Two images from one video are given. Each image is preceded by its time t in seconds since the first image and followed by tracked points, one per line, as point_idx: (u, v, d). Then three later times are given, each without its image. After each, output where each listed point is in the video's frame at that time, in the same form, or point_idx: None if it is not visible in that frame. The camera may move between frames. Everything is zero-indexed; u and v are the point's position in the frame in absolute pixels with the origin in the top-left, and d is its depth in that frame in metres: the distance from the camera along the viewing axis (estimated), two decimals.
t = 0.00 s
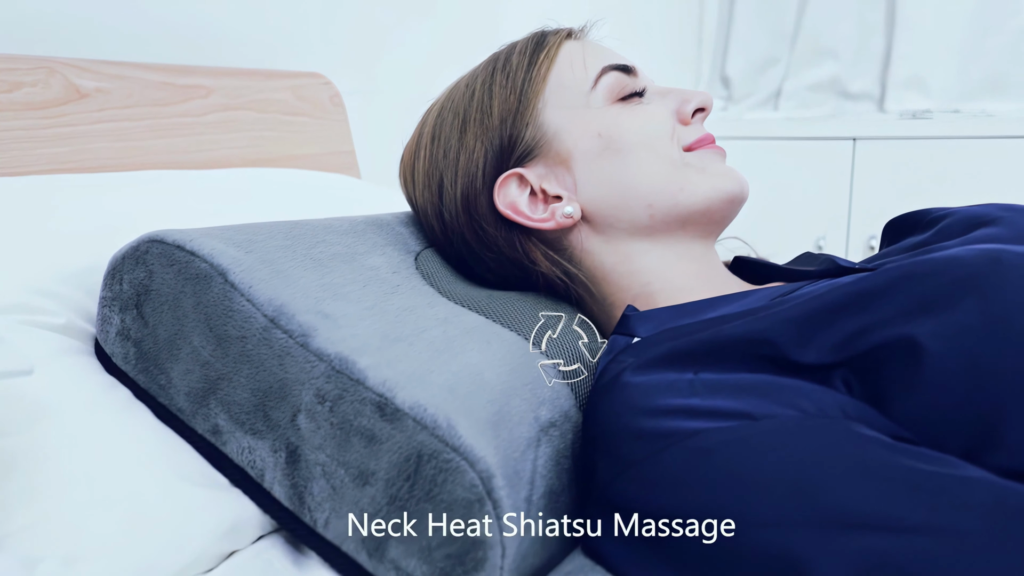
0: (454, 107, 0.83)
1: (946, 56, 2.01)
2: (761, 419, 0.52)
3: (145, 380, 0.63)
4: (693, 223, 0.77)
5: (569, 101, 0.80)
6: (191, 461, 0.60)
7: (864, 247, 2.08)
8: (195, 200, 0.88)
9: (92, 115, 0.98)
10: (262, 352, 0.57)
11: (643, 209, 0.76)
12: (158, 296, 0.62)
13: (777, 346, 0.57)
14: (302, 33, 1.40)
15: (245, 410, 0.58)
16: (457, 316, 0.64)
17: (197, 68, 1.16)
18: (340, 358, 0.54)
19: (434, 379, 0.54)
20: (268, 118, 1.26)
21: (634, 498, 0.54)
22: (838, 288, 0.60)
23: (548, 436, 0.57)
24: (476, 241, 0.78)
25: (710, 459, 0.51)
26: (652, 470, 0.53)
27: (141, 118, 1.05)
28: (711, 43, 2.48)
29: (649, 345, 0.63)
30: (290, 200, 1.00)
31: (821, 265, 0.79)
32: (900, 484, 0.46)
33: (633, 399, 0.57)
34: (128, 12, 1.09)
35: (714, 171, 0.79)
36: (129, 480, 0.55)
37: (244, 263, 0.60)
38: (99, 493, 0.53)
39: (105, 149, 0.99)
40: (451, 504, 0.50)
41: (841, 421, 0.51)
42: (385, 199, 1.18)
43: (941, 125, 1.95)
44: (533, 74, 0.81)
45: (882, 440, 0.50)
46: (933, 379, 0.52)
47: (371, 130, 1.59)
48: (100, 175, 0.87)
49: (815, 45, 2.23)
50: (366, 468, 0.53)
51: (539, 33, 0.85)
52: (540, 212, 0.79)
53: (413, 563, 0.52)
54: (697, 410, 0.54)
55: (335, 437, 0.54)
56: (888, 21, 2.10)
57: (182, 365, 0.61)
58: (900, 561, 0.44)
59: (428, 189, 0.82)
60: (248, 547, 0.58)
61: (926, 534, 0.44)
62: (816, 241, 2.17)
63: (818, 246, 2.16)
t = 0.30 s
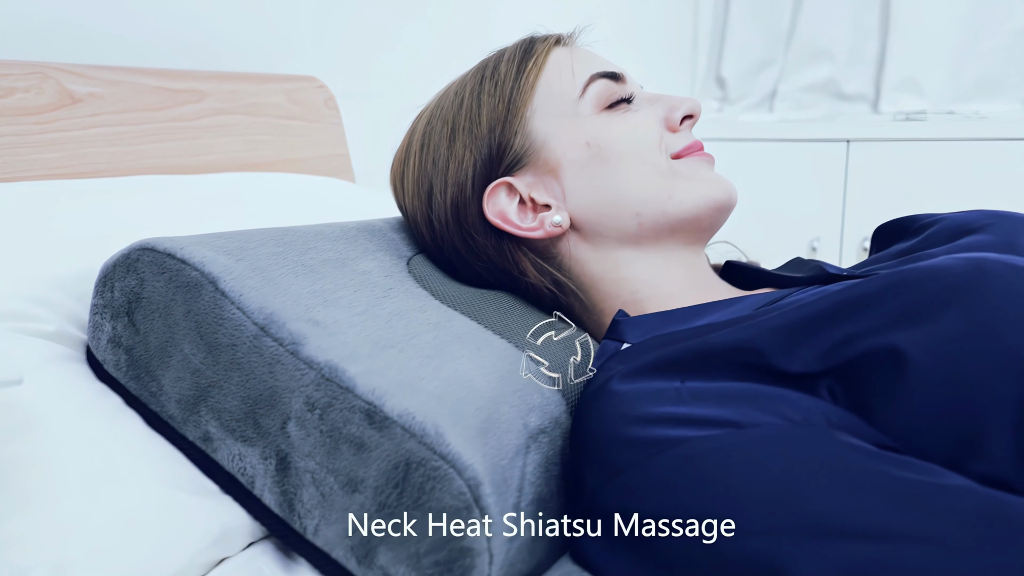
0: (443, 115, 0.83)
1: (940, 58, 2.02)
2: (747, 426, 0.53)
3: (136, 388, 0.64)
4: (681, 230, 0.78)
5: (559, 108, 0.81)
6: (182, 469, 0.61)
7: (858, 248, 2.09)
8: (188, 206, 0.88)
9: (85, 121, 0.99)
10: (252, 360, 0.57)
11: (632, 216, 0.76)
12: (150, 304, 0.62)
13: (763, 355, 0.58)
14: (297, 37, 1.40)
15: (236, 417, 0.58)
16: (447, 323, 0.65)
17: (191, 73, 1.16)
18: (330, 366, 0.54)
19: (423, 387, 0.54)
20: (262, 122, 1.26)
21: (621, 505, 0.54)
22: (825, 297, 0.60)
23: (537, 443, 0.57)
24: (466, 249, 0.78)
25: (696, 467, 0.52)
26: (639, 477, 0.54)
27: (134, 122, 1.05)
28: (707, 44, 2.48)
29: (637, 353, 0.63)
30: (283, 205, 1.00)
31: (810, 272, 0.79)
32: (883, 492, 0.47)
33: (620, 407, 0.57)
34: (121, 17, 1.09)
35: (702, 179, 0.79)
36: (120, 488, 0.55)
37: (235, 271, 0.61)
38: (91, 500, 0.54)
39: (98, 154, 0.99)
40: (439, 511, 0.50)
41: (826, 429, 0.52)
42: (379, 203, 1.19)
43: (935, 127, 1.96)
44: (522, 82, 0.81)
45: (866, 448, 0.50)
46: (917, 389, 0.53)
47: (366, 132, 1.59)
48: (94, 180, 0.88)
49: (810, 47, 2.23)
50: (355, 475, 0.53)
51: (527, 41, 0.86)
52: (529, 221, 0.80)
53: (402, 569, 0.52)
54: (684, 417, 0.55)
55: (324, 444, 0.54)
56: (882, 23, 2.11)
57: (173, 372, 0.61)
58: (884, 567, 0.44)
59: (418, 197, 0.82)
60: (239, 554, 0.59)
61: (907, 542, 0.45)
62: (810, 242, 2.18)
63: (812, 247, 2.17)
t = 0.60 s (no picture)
0: (440, 114, 0.83)
1: (934, 60, 2.03)
2: (734, 430, 0.53)
3: (127, 392, 0.64)
4: (674, 231, 0.78)
5: (552, 110, 0.81)
6: (173, 472, 0.61)
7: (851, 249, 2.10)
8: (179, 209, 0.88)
9: (77, 124, 0.99)
10: (242, 364, 0.57)
11: (625, 217, 0.77)
12: (140, 308, 0.62)
13: (751, 358, 0.58)
14: (289, 39, 1.40)
15: (225, 421, 0.59)
16: (438, 327, 0.65)
17: (183, 76, 1.16)
18: (319, 370, 0.55)
19: (412, 390, 0.54)
20: (255, 124, 1.26)
21: (610, 508, 0.55)
22: (813, 301, 0.61)
23: (527, 446, 0.58)
24: (459, 247, 0.80)
25: (683, 470, 0.52)
26: (628, 480, 0.54)
27: (127, 125, 1.05)
28: (701, 46, 2.49)
29: (627, 356, 0.63)
30: (276, 207, 1.00)
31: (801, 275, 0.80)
32: (869, 495, 0.47)
33: (609, 410, 0.57)
34: (114, 20, 1.09)
35: (695, 181, 0.79)
36: (110, 493, 0.55)
37: (225, 275, 0.61)
38: (80, 505, 0.54)
39: (90, 157, 0.99)
40: (428, 515, 0.50)
41: (813, 432, 0.52)
42: (372, 205, 1.19)
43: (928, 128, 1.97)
44: (518, 84, 0.81)
45: (853, 452, 0.51)
46: (904, 392, 0.54)
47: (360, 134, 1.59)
48: (85, 183, 0.87)
49: (804, 49, 2.24)
50: (345, 480, 0.53)
51: (523, 44, 0.86)
52: (523, 219, 0.80)
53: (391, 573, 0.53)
54: (672, 421, 0.55)
55: (314, 449, 0.55)
56: (876, 25, 2.12)
57: (164, 376, 0.61)
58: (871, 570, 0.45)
59: (413, 196, 0.82)
60: (228, 558, 0.59)
61: (893, 544, 0.45)
62: (804, 244, 2.18)
63: (806, 249, 2.17)
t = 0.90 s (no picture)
0: (430, 115, 0.83)
1: (927, 60, 2.03)
2: (720, 431, 0.53)
3: (114, 392, 0.64)
4: (664, 231, 0.78)
5: (542, 110, 0.81)
6: (160, 473, 0.61)
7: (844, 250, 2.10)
8: (169, 209, 0.88)
9: (67, 124, 0.98)
10: (229, 365, 0.57)
11: (615, 216, 0.77)
12: (127, 309, 0.62)
13: (737, 359, 0.58)
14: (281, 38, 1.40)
15: (212, 422, 0.58)
16: (426, 328, 0.65)
17: (173, 76, 1.15)
18: (306, 371, 0.55)
19: (399, 391, 0.54)
20: (247, 124, 1.26)
21: (595, 509, 0.55)
22: (800, 302, 0.61)
23: (514, 447, 0.58)
24: (449, 246, 0.79)
25: (669, 471, 0.52)
26: (615, 481, 0.54)
27: (117, 125, 1.05)
28: (696, 46, 2.49)
29: (615, 357, 0.63)
30: (267, 208, 1.00)
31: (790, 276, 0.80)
32: (853, 495, 0.48)
33: (596, 411, 0.58)
34: (104, 20, 1.09)
35: (684, 181, 0.80)
36: (98, 494, 0.55)
37: (213, 276, 0.61)
38: (68, 505, 0.53)
39: (80, 157, 0.99)
40: (414, 517, 0.50)
41: (798, 433, 0.52)
42: (364, 205, 1.19)
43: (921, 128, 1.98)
44: (508, 83, 0.82)
45: (838, 452, 0.51)
46: (889, 392, 0.54)
47: (353, 135, 1.59)
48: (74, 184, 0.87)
49: (797, 49, 2.25)
50: (331, 481, 0.53)
51: (514, 44, 0.86)
52: (513, 217, 0.80)
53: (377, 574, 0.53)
54: (659, 421, 0.55)
55: (300, 450, 0.55)
56: (869, 26, 2.12)
57: (151, 377, 0.61)
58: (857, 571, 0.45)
59: (403, 196, 0.82)
60: (215, 559, 0.59)
61: (877, 545, 0.45)
62: (797, 244, 2.19)
63: (799, 249, 2.18)
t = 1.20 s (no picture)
0: (404, 123, 0.83)
1: (925, 58, 2.03)
2: (710, 426, 0.53)
3: (104, 389, 0.63)
4: (650, 234, 0.78)
5: (522, 110, 0.81)
6: (149, 470, 0.60)
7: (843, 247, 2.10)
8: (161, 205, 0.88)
9: (60, 120, 0.98)
10: (218, 361, 0.57)
11: (598, 223, 0.77)
12: (116, 304, 0.62)
13: (727, 356, 0.58)
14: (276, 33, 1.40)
15: (202, 418, 0.58)
16: (418, 322, 0.65)
17: (168, 72, 1.15)
18: (295, 367, 0.54)
19: (388, 387, 0.54)
20: (242, 121, 1.26)
21: (584, 505, 0.55)
22: (789, 298, 0.61)
23: (505, 443, 0.58)
24: (432, 260, 0.79)
25: (658, 467, 0.52)
26: (606, 477, 0.54)
27: (111, 121, 1.04)
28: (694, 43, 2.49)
29: (605, 354, 0.63)
30: (261, 204, 0.99)
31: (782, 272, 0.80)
32: (843, 491, 0.47)
33: (586, 407, 0.57)
34: (98, 17, 1.09)
35: (669, 179, 0.79)
36: (86, 490, 0.55)
37: (202, 271, 0.60)
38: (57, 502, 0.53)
39: (73, 154, 0.99)
40: (403, 512, 0.50)
41: (789, 429, 0.52)
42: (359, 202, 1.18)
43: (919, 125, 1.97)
44: (482, 87, 0.81)
45: (830, 448, 0.51)
46: (879, 388, 0.54)
47: (349, 131, 1.58)
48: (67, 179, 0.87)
49: (796, 47, 2.24)
50: (320, 477, 0.53)
51: (487, 40, 0.86)
52: (497, 232, 0.81)
53: (366, 570, 0.52)
54: (649, 417, 0.55)
55: (289, 446, 0.54)
56: (868, 23, 2.11)
57: (140, 373, 0.61)
58: (849, 569, 0.44)
59: (382, 204, 0.82)
60: (203, 556, 0.58)
61: (866, 541, 0.45)
62: (795, 241, 2.19)
63: (797, 246, 2.18)
